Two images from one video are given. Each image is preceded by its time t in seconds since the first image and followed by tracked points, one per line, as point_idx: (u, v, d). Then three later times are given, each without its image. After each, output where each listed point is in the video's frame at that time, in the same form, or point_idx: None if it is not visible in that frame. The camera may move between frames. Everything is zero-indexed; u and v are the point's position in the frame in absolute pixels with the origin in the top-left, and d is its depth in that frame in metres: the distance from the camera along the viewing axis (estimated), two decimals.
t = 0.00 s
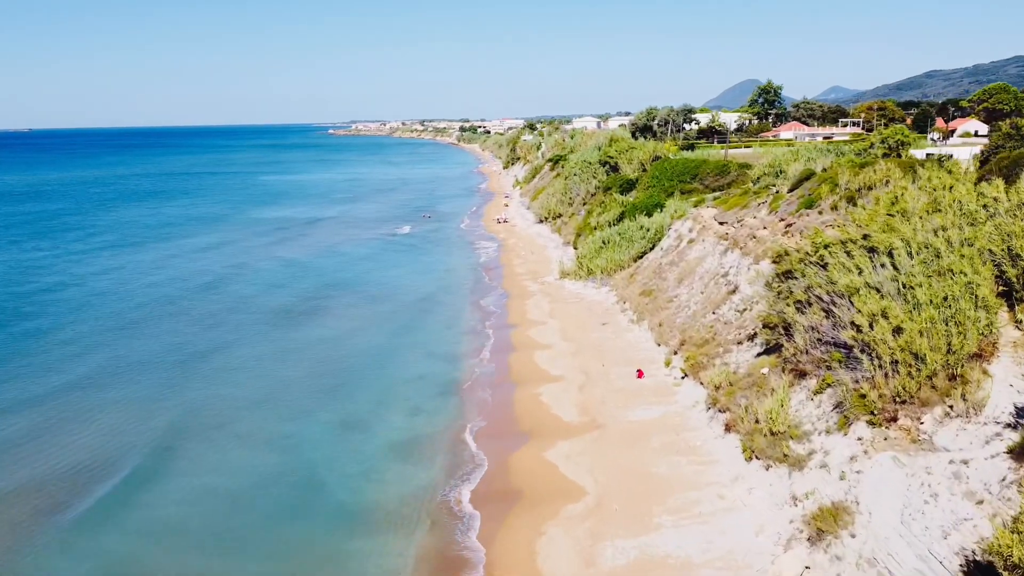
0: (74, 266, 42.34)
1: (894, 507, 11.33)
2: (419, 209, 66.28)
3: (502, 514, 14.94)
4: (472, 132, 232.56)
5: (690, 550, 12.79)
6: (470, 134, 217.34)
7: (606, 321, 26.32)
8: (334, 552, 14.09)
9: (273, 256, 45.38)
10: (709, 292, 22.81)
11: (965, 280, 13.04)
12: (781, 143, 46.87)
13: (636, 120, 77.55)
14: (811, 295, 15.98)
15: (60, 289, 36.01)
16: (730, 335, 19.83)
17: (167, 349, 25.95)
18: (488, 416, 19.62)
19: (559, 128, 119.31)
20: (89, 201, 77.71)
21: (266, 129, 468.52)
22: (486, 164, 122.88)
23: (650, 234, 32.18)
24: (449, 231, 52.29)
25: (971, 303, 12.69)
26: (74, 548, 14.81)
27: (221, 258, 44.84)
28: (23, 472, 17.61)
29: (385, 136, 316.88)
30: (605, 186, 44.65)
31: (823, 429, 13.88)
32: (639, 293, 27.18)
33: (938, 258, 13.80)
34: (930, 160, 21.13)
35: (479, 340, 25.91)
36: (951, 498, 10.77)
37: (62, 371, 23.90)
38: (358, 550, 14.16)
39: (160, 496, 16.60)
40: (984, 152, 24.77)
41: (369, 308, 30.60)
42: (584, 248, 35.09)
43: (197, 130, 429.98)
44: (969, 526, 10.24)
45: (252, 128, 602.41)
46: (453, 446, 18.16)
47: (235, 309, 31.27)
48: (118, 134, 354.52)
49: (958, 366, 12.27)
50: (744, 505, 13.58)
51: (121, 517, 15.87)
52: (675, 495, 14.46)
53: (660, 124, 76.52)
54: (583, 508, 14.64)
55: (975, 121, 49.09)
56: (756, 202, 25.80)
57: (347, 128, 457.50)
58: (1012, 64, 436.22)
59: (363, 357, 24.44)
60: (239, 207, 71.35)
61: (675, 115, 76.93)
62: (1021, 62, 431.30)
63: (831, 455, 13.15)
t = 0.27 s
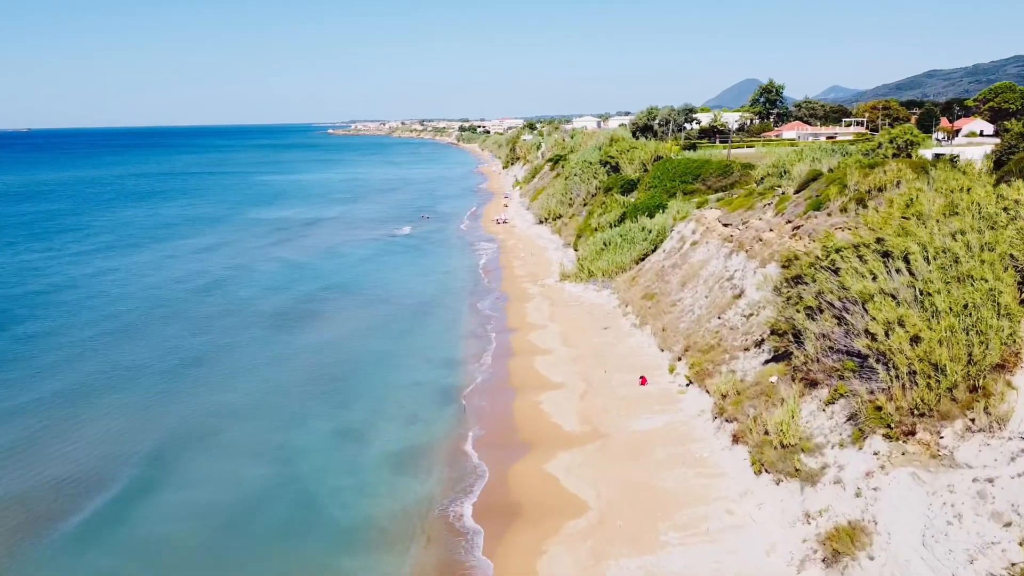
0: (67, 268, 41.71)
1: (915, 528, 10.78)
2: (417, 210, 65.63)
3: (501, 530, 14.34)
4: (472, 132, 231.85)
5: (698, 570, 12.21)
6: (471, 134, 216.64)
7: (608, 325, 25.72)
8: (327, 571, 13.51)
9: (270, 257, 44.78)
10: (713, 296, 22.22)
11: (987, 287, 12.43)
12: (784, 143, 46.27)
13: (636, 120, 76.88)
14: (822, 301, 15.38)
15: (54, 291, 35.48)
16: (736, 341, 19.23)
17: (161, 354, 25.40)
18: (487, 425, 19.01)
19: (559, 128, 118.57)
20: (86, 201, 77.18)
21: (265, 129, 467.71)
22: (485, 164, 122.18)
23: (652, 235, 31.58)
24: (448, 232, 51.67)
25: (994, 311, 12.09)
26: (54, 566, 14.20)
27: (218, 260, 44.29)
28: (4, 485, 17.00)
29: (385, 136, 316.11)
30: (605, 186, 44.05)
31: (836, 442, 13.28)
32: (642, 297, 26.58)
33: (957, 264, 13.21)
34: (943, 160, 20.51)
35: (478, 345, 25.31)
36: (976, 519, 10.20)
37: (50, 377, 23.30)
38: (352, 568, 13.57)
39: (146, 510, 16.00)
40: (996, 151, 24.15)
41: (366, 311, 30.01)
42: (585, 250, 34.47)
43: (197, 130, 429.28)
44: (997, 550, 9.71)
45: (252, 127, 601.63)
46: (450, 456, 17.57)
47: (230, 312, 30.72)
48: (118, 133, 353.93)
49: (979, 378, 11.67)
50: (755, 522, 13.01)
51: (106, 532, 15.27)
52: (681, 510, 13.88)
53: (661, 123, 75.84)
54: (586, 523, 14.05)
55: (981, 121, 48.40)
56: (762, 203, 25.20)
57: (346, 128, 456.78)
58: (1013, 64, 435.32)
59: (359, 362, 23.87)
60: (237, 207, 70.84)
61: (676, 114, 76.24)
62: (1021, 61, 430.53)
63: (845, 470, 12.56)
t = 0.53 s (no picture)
0: (60, 270, 41.13)
1: (937, 552, 10.21)
2: (416, 210, 65.00)
3: (500, 547, 13.75)
4: (472, 132, 231.14)
5: None
6: (471, 134, 215.89)
7: (609, 329, 25.12)
8: None
9: (266, 259, 44.19)
10: (718, 300, 21.63)
11: (1010, 295, 11.83)
12: (788, 143, 45.66)
13: (637, 119, 76.22)
14: (834, 308, 14.79)
15: (47, 293, 34.96)
16: (742, 348, 18.64)
17: (153, 360, 24.85)
18: (486, 434, 18.42)
19: (559, 128, 117.86)
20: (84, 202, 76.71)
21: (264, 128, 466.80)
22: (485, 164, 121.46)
23: (654, 237, 30.99)
24: (447, 233, 51.05)
25: (1018, 320, 11.48)
26: None
27: (215, 261, 43.74)
28: None
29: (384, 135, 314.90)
30: (606, 187, 43.44)
31: (850, 456, 12.68)
32: (644, 300, 25.99)
33: (978, 270, 12.61)
34: (956, 160, 19.89)
35: (477, 350, 24.72)
36: (1004, 544, 9.62)
37: (37, 384, 22.73)
38: None
39: (132, 525, 15.42)
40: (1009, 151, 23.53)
41: (363, 314, 29.44)
42: (586, 252, 33.85)
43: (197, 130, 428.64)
44: None
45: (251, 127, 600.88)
46: (447, 468, 16.97)
47: (226, 316, 30.16)
48: (117, 133, 353.42)
49: (1004, 390, 11.07)
50: (766, 542, 12.44)
51: (88, 548, 14.69)
52: (688, 528, 13.31)
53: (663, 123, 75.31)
54: (589, 541, 13.47)
55: (987, 121, 47.71)
56: (767, 205, 24.61)
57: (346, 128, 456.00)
58: (1014, 64, 434.42)
59: (355, 369, 23.28)
60: (235, 207, 70.33)
61: (676, 114, 75.54)
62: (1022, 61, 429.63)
63: (861, 487, 11.97)
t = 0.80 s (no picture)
0: (54, 271, 40.56)
1: None
2: (415, 211, 64.42)
3: (499, 566, 13.16)
4: (472, 131, 229.91)
5: None
6: (471, 133, 215.16)
7: (611, 334, 24.53)
8: None
9: (263, 260, 43.61)
10: (724, 305, 21.05)
11: None
12: (791, 143, 45.08)
13: (638, 119, 75.59)
14: (847, 315, 14.20)
15: (41, 295, 34.43)
16: (749, 354, 18.05)
17: (145, 365, 24.29)
18: (485, 444, 17.83)
19: (559, 128, 117.19)
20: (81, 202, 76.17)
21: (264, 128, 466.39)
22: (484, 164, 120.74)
23: (656, 239, 30.44)
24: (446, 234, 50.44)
25: None
26: None
27: (211, 262, 43.19)
28: None
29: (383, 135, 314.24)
30: (607, 187, 42.86)
31: (866, 471, 12.10)
32: (647, 304, 25.42)
33: (1000, 276, 12.01)
34: (969, 160, 19.29)
35: (475, 355, 24.13)
36: None
37: (24, 390, 22.16)
38: None
39: (116, 540, 14.86)
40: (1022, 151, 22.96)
41: (360, 318, 28.88)
42: (587, 254, 33.24)
43: (196, 130, 427.91)
44: None
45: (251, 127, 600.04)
46: (444, 479, 16.38)
47: (220, 319, 29.62)
48: (117, 133, 352.80)
49: None
50: (777, 561, 11.86)
51: (70, 565, 14.12)
52: (695, 546, 12.73)
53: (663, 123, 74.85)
54: (592, 560, 12.89)
55: (993, 121, 47.05)
56: (772, 206, 24.04)
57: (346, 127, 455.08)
58: (1015, 63, 433.66)
59: (351, 375, 22.70)
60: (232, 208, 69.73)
61: (677, 113, 74.92)
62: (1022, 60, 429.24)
63: (878, 505, 11.38)
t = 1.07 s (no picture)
0: (47, 273, 40.01)
1: None
2: (413, 211, 63.80)
3: None
4: (472, 131, 229.28)
5: None
6: (471, 133, 214.46)
7: (613, 338, 23.92)
8: None
9: (258, 262, 43.02)
10: (729, 309, 20.45)
11: None
12: (794, 143, 44.44)
13: (638, 118, 74.94)
14: (860, 322, 13.60)
15: (32, 298, 33.88)
16: (757, 361, 17.46)
17: (137, 370, 23.74)
18: (483, 455, 17.22)
19: (559, 128, 116.39)
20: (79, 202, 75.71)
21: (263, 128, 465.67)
22: (484, 164, 120.01)
23: (659, 240, 29.89)
24: (444, 235, 49.84)
25: None
26: None
27: (208, 264, 42.63)
28: None
29: (383, 135, 313.59)
30: (608, 188, 42.25)
31: (883, 488, 11.50)
32: (649, 307, 24.83)
33: None
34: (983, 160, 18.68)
35: (474, 361, 23.53)
36: None
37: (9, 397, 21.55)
38: None
39: (98, 558, 14.26)
40: None
41: (357, 321, 28.30)
42: (588, 255, 32.63)
43: (195, 130, 427.31)
44: None
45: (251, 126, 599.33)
46: (440, 492, 15.78)
47: (215, 322, 29.06)
48: (116, 133, 352.20)
49: None
50: None
51: None
52: (702, 565, 12.14)
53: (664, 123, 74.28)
54: None
55: (1000, 120, 46.36)
56: (778, 207, 23.44)
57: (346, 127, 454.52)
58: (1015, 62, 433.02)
59: (346, 381, 22.11)
60: (230, 208, 69.17)
61: (678, 113, 74.24)
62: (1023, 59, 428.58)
63: (898, 525, 10.78)
